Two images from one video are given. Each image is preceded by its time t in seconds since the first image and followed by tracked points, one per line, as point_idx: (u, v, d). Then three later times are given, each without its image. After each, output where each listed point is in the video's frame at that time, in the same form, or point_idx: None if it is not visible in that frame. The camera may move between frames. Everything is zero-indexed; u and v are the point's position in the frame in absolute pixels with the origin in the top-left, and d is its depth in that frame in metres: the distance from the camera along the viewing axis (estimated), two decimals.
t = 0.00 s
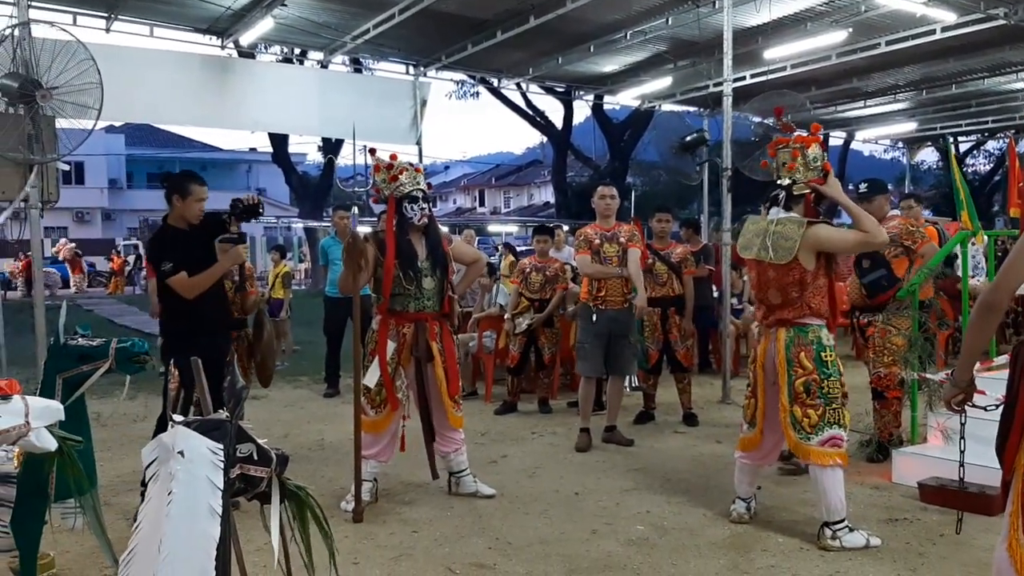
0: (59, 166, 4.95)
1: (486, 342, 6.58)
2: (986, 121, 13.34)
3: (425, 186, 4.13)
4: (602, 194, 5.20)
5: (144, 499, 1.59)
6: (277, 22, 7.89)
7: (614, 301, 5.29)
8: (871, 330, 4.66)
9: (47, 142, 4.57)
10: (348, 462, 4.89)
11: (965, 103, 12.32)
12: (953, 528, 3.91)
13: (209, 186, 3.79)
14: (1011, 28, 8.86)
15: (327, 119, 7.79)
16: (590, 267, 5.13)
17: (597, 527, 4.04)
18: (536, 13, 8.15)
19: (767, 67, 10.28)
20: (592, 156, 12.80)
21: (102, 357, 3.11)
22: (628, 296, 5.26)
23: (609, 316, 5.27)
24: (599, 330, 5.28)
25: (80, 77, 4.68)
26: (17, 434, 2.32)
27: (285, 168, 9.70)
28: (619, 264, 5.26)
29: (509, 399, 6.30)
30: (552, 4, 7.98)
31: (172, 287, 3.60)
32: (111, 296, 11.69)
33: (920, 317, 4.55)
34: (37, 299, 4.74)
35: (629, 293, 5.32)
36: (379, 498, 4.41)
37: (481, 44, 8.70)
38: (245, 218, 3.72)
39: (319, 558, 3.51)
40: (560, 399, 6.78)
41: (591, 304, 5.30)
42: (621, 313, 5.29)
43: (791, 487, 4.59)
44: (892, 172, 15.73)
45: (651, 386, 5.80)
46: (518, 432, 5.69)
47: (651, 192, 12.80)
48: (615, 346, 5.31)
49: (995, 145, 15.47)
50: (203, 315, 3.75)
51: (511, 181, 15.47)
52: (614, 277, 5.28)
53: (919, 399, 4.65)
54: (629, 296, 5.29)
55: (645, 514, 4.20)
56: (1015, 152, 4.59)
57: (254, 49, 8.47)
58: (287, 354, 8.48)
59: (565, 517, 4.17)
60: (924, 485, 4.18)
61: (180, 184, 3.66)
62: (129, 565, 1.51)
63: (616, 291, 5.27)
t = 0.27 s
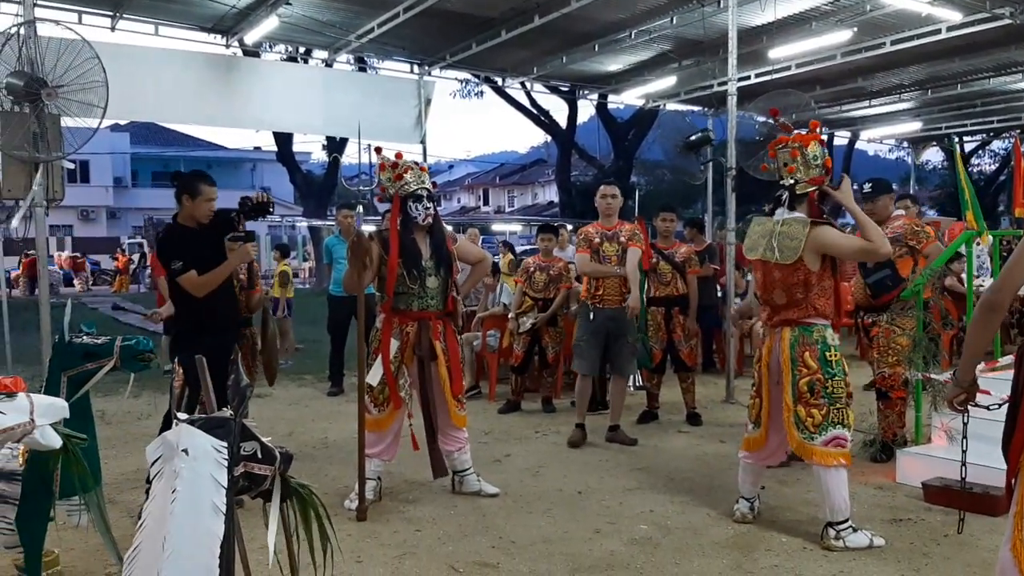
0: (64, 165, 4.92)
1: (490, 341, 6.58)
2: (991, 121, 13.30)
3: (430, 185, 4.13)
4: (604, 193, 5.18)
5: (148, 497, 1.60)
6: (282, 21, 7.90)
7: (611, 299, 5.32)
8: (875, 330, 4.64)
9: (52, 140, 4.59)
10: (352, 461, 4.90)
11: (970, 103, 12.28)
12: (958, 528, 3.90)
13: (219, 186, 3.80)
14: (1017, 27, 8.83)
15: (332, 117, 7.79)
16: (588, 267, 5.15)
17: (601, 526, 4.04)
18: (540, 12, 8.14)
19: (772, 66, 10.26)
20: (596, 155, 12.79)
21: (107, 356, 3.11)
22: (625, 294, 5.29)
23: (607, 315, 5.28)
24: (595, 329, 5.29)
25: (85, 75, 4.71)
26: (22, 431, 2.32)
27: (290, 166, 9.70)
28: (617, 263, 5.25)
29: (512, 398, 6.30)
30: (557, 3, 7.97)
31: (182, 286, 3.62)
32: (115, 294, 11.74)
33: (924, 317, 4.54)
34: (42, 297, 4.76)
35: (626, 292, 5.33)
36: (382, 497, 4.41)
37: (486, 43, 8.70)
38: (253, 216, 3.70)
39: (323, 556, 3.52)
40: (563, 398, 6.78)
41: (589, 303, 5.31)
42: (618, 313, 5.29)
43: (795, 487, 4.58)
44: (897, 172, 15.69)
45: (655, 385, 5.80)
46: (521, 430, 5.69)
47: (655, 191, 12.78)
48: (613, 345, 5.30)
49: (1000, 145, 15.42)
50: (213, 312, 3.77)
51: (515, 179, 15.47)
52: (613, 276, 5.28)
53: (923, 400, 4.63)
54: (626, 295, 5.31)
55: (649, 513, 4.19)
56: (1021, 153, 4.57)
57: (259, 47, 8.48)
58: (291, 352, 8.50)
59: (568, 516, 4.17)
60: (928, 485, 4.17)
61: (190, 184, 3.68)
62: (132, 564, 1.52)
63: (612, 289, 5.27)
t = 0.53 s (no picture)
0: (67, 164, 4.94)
1: (492, 340, 6.57)
2: (995, 118, 13.25)
3: (432, 183, 4.13)
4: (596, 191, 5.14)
5: (149, 495, 1.60)
6: (284, 19, 7.89)
7: (604, 298, 5.29)
8: (877, 329, 4.64)
9: (55, 139, 4.58)
10: (354, 459, 4.90)
11: (973, 101, 12.25)
12: (960, 527, 3.89)
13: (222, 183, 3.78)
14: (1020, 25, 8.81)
15: (334, 116, 7.79)
16: (579, 266, 5.13)
17: (602, 525, 4.03)
18: (542, 11, 8.13)
19: (774, 64, 10.24)
20: (598, 154, 12.78)
21: (109, 354, 3.12)
22: (618, 293, 5.24)
23: (600, 314, 5.26)
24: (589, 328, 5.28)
25: (87, 74, 4.71)
26: (23, 429, 2.33)
27: (291, 164, 9.69)
28: (609, 261, 5.21)
29: (515, 396, 6.30)
30: (559, 1, 7.96)
31: (185, 285, 3.62)
32: (117, 293, 11.77)
33: (927, 316, 4.54)
34: (44, 296, 4.77)
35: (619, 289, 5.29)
36: (384, 495, 4.41)
37: (488, 41, 8.69)
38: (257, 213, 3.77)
39: (324, 554, 3.52)
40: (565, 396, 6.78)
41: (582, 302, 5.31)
42: (611, 311, 5.28)
43: (796, 486, 4.57)
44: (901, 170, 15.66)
45: (657, 384, 5.80)
46: (523, 429, 5.69)
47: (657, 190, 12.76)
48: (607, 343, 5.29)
49: (1004, 143, 15.39)
50: (217, 310, 3.77)
51: (517, 178, 15.46)
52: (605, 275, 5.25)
53: (925, 398, 4.63)
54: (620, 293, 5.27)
55: (651, 512, 4.19)
56: None
57: (261, 46, 8.48)
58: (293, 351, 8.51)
59: (570, 515, 4.17)
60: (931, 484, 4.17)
61: (192, 183, 3.67)
62: (133, 562, 1.53)
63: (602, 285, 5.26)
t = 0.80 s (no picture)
0: (67, 162, 4.95)
1: (493, 339, 6.57)
2: (996, 118, 13.25)
3: (433, 183, 4.13)
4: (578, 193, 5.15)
5: (149, 494, 1.60)
6: (285, 18, 7.89)
7: (590, 298, 5.33)
8: (877, 328, 4.64)
9: (55, 138, 4.58)
10: (354, 459, 4.90)
11: (974, 101, 12.25)
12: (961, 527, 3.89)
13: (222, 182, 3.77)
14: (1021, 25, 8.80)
15: (334, 114, 7.78)
16: (564, 266, 5.14)
17: (602, 524, 4.04)
18: (543, 10, 8.13)
19: (775, 64, 10.24)
20: (599, 153, 12.76)
21: (109, 353, 3.12)
22: (604, 292, 5.28)
23: (587, 313, 5.30)
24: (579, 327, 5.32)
25: (87, 73, 4.71)
26: (23, 429, 2.33)
27: (292, 164, 9.68)
28: (594, 261, 5.25)
29: (515, 396, 6.30)
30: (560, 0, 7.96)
31: (187, 283, 3.62)
32: (118, 292, 11.79)
33: (927, 316, 4.55)
34: (45, 295, 4.78)
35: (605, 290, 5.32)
36: (384, 494, 4.41)
37: (489, 40, 8.69)
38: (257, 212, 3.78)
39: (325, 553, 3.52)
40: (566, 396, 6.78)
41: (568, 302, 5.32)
42: (598, 311, 5.30)
43: (797, 486, 4.57)
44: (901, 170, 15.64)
45: (658, 383, 5.81)
46: (523, 428, 5.69)
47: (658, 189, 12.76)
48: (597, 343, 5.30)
49: (1005, 142, 15.37)
50: (219, 309, 3.78)
51: (518, 177, 15.45)
52: (591, 274, 5.28)
53: (926, 398, 4.63)
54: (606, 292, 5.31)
55: (651, 511, 4.19)
56: None
57: (262, 45, 8.49)
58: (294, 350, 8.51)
59: (570, 514, 4.17)
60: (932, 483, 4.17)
61: (192, 182, 3.66)
62: (133, 561, 1.53)
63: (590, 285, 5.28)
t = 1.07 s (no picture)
0: (66, 162, 4.94)
1: (492, 339, 6.57)
2: (994, 118, 13.25)
3: (432, 184, 4.13)
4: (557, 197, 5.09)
5: (147, 494, 1.59)
6: (284, 18, 7.89)
7: (574, 301, 5.36)
8: (875, 329, 4.63)
9: (54, 138, 4.57)
10: (353, 458, 4.91)
11: (972, 101, 12.25)
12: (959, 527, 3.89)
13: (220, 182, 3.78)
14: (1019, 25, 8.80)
15: (332, 112, 7.78)
16: (547, 271, 5.13)
17: (601, 524, 4.04)
18: (541, 10, 8.13)
19: (773, 64, 10.25)
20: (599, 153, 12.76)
21: (107, 353, 3.12)
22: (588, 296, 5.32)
23: (570, 315, 5.33)
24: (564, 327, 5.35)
25: (85, 73, 4.71)
26: (21, 429, 2.33)
27: (291, 163, 9.68)
28: (578, 264, 5.23)
29: (514, 395, 6.30)
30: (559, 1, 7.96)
31: (184, 283, 3.61)
32: (117, 292, 11.80)
33: (925, 316, 4.55)
34: (44, 295, 4.78)
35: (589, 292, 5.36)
36: (382, 495, 4.41)
37: (487, 41, 8.69)
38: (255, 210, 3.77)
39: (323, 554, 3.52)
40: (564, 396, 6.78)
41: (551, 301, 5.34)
42: (582, 312, 5.34)
43: (795, 486, 4.57)
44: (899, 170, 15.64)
45: (657, 383, 5.83)
46: (522, 428, 5.69)
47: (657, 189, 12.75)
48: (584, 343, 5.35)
49: (1003, 143, 15.37)
50: (217, 309, 3.77)
51: (517, 177, 15.44)
52: (575, 277, 5.28)
53: (924, 398, 4.63)
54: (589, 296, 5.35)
55: (649, 511, 4.20)
56: None
57: (261, 45, 8.49)
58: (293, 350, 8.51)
59: (568, 514, 4.17)
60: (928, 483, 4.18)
61: (190, 182, 3.66)
62: (130, 563, 1.50)
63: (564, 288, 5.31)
